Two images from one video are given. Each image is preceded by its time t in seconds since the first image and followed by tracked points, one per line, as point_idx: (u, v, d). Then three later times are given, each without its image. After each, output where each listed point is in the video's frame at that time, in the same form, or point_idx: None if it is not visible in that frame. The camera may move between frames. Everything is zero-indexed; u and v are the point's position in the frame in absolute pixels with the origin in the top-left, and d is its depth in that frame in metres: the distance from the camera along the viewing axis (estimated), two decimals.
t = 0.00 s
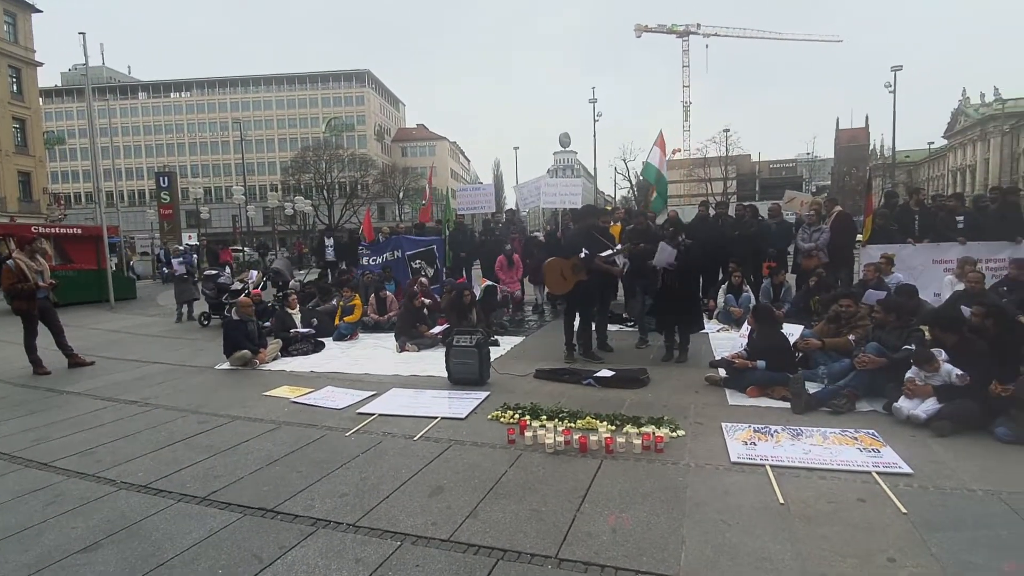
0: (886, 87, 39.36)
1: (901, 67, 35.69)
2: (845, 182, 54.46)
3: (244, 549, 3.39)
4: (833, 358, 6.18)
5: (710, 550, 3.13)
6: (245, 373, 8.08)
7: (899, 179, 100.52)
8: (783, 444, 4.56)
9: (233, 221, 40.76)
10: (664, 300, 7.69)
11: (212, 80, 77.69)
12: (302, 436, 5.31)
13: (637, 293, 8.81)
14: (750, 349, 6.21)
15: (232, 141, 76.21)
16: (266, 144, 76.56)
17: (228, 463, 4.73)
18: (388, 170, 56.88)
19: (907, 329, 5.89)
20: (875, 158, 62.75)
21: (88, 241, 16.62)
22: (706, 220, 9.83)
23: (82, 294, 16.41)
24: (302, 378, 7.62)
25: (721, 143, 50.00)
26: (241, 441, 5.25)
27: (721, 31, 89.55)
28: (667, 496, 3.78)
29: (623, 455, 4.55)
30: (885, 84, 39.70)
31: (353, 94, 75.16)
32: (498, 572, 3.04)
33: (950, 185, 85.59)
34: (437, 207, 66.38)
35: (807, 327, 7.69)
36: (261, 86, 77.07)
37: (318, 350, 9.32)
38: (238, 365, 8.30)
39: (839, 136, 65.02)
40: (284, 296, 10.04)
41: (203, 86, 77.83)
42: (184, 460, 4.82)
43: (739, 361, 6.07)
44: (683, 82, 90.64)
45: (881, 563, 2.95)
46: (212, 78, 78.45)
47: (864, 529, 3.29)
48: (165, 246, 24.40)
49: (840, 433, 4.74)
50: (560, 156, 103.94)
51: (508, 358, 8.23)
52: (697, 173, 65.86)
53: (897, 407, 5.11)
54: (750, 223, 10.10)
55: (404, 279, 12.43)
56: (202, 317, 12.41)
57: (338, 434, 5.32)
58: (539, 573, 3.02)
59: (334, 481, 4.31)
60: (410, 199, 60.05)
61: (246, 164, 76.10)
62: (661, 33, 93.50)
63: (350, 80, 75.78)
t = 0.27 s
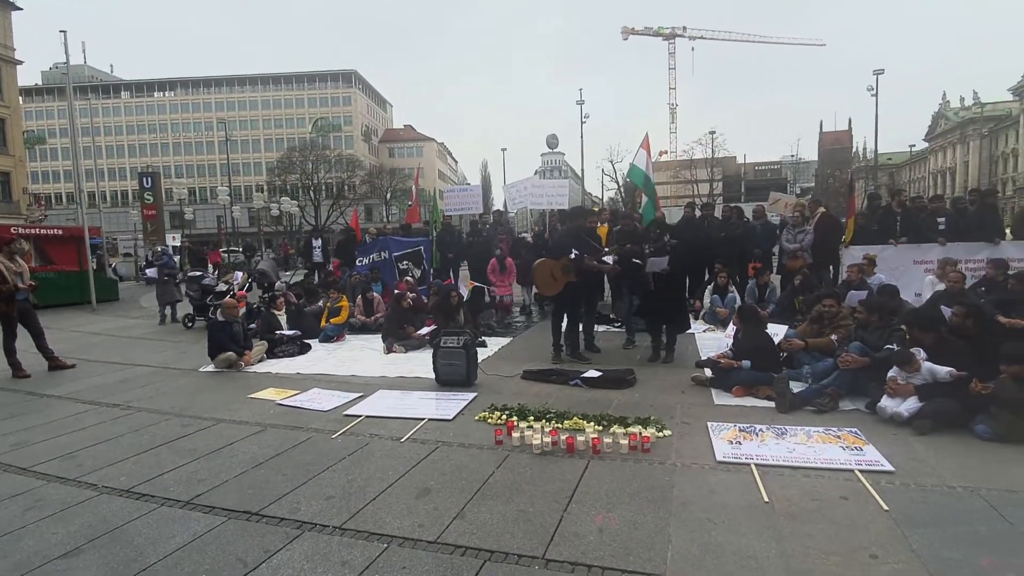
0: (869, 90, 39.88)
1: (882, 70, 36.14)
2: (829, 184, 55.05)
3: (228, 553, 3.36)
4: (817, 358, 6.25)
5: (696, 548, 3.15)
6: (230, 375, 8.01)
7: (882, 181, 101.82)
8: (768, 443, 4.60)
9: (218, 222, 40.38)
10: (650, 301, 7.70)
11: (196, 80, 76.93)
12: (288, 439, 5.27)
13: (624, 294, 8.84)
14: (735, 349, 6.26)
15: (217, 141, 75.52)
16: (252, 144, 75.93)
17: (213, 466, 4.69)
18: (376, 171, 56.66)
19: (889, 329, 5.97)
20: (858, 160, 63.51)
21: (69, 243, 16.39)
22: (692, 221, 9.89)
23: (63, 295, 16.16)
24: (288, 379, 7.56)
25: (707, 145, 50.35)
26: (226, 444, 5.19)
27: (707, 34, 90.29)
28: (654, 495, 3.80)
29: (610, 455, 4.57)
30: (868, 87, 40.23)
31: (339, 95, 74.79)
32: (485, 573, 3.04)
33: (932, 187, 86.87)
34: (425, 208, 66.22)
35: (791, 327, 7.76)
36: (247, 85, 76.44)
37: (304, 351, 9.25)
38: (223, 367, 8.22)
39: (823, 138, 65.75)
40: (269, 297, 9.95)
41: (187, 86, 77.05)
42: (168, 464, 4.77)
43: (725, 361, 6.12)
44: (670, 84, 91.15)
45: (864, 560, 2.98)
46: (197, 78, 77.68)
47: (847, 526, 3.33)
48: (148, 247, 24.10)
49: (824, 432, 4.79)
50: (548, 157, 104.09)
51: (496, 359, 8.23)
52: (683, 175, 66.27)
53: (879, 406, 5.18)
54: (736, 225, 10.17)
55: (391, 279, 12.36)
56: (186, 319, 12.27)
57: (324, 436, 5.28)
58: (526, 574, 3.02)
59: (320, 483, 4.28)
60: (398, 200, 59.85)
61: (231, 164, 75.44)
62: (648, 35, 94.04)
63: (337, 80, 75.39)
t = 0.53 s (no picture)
0: (857, 93, 40.24)
1: (870, 74, 36.49)
2: (819, 186, 55.46)
3: (217, 557, 3.34)
4: (806, 359, 6.30)
5: (686, 549, 3.16)
6: (219, 377, 7.96)
7: (871, 183, 102.72)
8: (757, 444, 4.62)
9: (207, 223, 40.10)
10: (641, 303, 7.71)
11: (186, 80, 76.42)
12: (277, 442, 5.24)
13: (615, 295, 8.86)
14: (725, 350, 6.29)
15: (207, 142, 75.03)
16: (242, 145, 75.51)
17: (202, 470, 4.65)
18: (367, 173, 56.51)
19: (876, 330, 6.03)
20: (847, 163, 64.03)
21: (56, 244, 16.19)
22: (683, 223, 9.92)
23: (49, 297, 15.98)
24: (278, 382, 7.52)
25: (698, 148, 50.60)
26: (215, 448, 5.15)
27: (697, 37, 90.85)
28: (645, 496, 3.81)
29: (601, 456, 4.58)
30: (856, 90, 40.58)
31: (330, 96, 74.57)
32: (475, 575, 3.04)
33: (919, 190, 87.74)
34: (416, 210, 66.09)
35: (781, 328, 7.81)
36: (237, 86, 76.03)
37: (294, 354, 9.20)
38: (212, 370, 8.16)
39: (812, 141, 66.27)
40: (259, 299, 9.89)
41: (177, 86, 76.53)
42: (156, 467, 4.73)
43: (715, 362, 6.15)
44: (660, 86, 91.44)
45: (853, 560, 3.01)
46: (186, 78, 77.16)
47: (836, 526, 3.35)
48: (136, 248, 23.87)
49: (813, 433, 4.83)
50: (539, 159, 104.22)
51: (487, 360, 8.23)
52: (674, 177, 66.55)
53: (867, 408, 5.22)
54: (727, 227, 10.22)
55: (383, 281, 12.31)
56: (175, 321, 12.17)
57: (315, 439, 5.26)
58: None
59: (310, 486, 4.26)
60: (389, 201, 59.70)
61: (221, 165, 74.98)
62: (639, 38, 94.44)
63: (328, 82, 75.15)
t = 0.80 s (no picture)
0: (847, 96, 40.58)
1: (860, 77, 36.79)
2: (810, 188, 55.80)
3: (207, 560, 3.32)
4: (797, 360, 6.33)
5: (679, 550, 3.17)
6: (210, 379, 7.91)
7: (861, 185, 103.46)
8: (749, 444, 4.64)
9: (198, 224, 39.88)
10: (633, 304, 7.74)
11: (177, 80, 75.96)
12: (269, 444, 5.22)
13: (608, 296, 8.86)
14: (717, 351, 6.31)
15: (198, 143, 74.62)
16: (233, 146, 75.13)
17: (192, 472, 4.62)
18: (360, 173, 56.37)
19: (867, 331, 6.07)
20: (838, 165, 64.47)
21: (45, 244, 16.03)
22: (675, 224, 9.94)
23: (38, 299, 15.83)
24: (270, 383, 7.49)
25: (690, 149, 50.79)
26: (206, 450, 5.12)
27: (689, 40, 91.28)
28: (637, 497, 3.82)
29: (594, 457, 4.59)
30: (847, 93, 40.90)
31: (323, 96, 74.35)
32: None
33: (909, 192, 88.45)
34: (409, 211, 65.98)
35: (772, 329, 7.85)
36: (228, 86, 75.66)
37: (286, 355, 9.16)
38: (203, 371, 8.12)
39: (803, 143, 66.70)
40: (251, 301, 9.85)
41: (168, 86, 76.08)
42: (146, 470, 4.69)
43: (707, 363, 6.17)
44: (653, 88, 91.74)
45: (843, 559, 3.02)
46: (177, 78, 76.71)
47: (827, 526, 3.37)
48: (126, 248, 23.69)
49: (804, 433, 4.85)
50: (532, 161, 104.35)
51: (480, 362, 8.22)
52: (667, 179, 66.76)
53: (857, 409, 5.26)
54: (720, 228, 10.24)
55: (376, 282, 12.37)
56: (166, 322, 12.09)
57: (307, 441, 5.24)
58: None
59: (301, 488, 4.24)
60: (382, 202, 59.58)
61: (213, 166, 74.59)
62: (631, 40, 94.70)
63: (320, 82, 74.93)
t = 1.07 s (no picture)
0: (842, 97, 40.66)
1: (855, 79, 36.91)
2: (804, 189, 55.98)
3: (201, 562, 3.30)
4: (791, 360, 6.35)
5: (673, 550, 3.17)
6: (205, 380, 7.87)
7: (855, 187, 104.00)
8: (744, 445, 4.65)
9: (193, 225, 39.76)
10: (629, 304, 7.75)
11: (171, 80, 75.65)
12: (264, 445, 5.20)
13: (604, 298, 8.86)
14: (712, 352, 6.32)
15: (193, 143, 74.33)
16: (228, 146, 74.86)
17: (186, 474, 4.60)
18: (355, 174, 56.24)
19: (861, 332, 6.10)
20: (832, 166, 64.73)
21: (37, 245, 15.93)
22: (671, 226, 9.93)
23: (31, 299, 15.74)
24: (264, 384, 7.46)
25: (685, 151, 50.87)
26: (200, 451, 5.10)
27: (685, 41, 91.54)
28: (632, 497, 3.83)
29: (589, 458, 4.59)
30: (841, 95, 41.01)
31: (318, 97, 74.18)
32: None
33: (903, 193, 88.88)
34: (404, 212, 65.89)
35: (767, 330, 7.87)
36: (223, 86, 75.38)
37: (281, 356, 9.14)
38: (197, 372, 8.09)
39: (798, 145, 66.96)
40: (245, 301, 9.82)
41: (162, 86, 75.75)
42: (139, 472, 4.67)
43: (702, 364, 6.18)
44: (648, 88, 91.86)
45: (838, 559, 3.03)
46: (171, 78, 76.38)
47: (821, 526, 3.37)
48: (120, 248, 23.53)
49: (799, 433, 4.87)
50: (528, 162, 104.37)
51: (476, 362, 8.22)
52: (662, 180, 66.90)
53: (851, 410, 5.28)
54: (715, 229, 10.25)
55: (371, 284, 12.44)
56: (160, 323, 12.03)
57: (302, 442, 5.22)
58: None
59: (296, 490, 4.23)
60: (377, 203, 59.46)
61: (207, 166, 74.31)
62: (626, 42, 95.03)
63: (315, 83, 74.73)
